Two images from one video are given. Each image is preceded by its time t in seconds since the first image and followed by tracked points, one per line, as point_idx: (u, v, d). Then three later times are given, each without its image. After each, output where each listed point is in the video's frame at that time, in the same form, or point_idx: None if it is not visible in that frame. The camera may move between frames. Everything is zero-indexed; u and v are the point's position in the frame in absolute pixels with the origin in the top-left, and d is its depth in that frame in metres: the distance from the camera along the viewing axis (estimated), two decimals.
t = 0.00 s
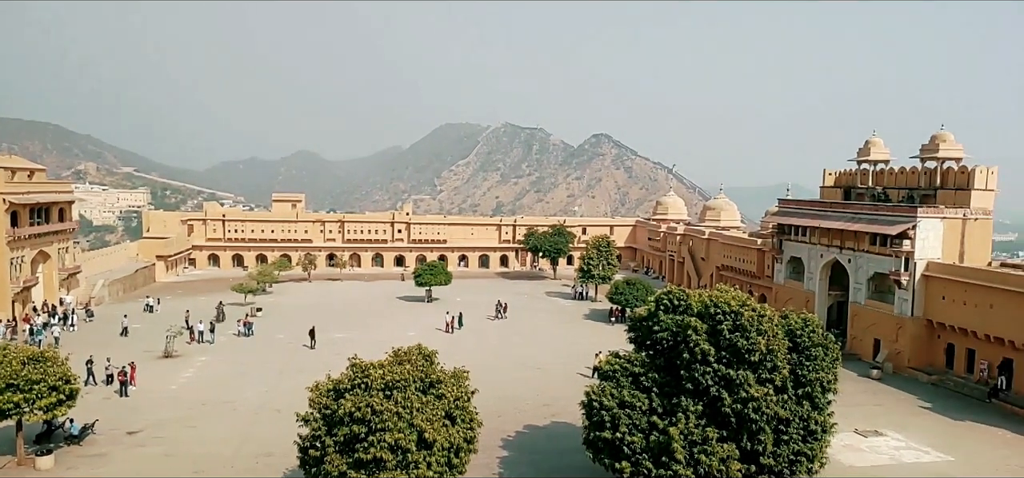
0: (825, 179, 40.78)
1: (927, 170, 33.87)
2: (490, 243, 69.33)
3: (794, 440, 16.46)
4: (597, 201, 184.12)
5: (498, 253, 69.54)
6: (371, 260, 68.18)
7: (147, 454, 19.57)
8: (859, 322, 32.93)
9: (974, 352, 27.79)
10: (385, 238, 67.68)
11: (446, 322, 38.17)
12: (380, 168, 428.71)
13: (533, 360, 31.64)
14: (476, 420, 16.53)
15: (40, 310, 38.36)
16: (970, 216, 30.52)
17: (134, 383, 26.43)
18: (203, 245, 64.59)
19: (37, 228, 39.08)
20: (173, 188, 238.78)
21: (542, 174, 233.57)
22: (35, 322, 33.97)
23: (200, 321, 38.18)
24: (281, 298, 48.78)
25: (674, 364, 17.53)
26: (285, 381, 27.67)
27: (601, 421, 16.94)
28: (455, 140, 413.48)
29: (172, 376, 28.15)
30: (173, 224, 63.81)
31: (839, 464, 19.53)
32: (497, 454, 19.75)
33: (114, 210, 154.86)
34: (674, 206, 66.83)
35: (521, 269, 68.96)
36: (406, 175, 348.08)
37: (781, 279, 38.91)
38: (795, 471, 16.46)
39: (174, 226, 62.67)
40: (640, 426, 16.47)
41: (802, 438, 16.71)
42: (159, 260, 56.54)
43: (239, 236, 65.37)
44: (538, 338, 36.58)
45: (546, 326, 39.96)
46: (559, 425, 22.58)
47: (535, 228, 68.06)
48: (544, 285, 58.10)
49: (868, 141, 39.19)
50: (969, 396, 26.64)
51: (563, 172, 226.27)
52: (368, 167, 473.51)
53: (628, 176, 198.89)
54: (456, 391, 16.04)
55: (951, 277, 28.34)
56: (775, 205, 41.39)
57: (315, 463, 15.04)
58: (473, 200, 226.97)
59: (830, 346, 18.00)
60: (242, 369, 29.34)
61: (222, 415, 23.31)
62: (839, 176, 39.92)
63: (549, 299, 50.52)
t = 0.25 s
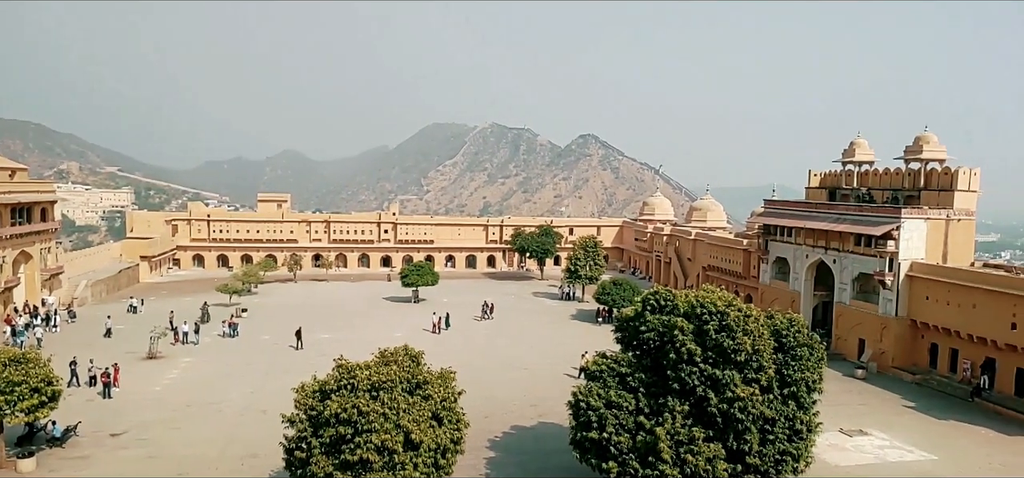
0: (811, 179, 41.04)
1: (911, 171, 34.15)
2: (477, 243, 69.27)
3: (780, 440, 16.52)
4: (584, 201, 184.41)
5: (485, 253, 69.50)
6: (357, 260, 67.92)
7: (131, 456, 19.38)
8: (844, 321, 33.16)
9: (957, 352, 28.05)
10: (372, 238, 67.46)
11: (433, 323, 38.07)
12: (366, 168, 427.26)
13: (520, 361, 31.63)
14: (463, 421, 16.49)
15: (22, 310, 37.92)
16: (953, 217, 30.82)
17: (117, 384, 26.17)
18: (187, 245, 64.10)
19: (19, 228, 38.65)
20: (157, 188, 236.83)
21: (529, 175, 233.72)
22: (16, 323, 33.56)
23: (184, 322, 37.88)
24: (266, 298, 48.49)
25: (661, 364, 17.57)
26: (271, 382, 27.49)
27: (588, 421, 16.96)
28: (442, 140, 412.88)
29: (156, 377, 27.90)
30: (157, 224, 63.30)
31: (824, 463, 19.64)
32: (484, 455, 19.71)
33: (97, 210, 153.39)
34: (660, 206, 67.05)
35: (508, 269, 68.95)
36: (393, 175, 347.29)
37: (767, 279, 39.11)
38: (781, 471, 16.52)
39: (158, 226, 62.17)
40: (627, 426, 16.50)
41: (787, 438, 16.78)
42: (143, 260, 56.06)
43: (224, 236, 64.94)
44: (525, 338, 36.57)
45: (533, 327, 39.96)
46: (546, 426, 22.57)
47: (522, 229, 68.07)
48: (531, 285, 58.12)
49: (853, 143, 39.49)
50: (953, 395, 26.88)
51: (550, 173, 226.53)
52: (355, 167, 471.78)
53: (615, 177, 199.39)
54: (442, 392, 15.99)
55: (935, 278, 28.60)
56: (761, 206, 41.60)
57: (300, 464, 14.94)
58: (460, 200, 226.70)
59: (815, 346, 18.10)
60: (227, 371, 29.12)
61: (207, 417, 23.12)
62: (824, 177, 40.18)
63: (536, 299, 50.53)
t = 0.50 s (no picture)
0: (798, 180, 41.24)
1: (897, 171, 34.37)
2: (466, 243, 69.18)
3: (768, 439, 16.58)
4: (573, 202, 184.56)
5: (474, 254, 69.44)
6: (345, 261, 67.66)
7: (115, 458, 19.20)
8: (831, 321, 33.34)
9: (943, 351, 28.27)
10: (359, 238, 67.23)
11: (421, 323, 37.98)
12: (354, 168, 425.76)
13: (508, 361, 31.60)
14: (451, 422, 16.42)
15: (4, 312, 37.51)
16: (939, 217, 31.09)
17: (102, 386, 25.95)
18: (173, 246, 63.64)
19: (2, 229, 38.25)
20: (142, 188, 234.96)
21: (518, 175, 233.77)
22: None
23: (170, 323, 37.61)
24: (253, 299, 48.21)
25: (649, 364, 17.59)
26: (258, 383, 27.33)
27: (576, 421, 16.97)
28: (430, 141, 412.17)
29: (141, 378, 27.65)
30: (142, 225, 62.81)
31: (812, 462, 19.74)
32: (473, 455, 19.66)
33: (82, 210, 151.96)
34: (648, 207, 67.24)
35: (497, 269, 68.92)
36: (381, 175, 346.42)
37: (755, 279, 39.28)
38: (769, 470, 16.58)
39: (144, 227, 61.72)
40: (616, 426, 16.51)
41: (775, 437, 16.84)
42: (129, 261, 55.63)
43: (210, 237, 64.51)
44: (513, 339, 36.54)
45: (521, 327, 39.95)
46: (534, 426, 22.56)
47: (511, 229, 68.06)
48: (520, 285, 58.11)
49: (839, 143, 39.74)
50: (939, 394, 27.09)
51: (539, 173, 226.67)
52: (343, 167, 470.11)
53: (603, 177, 199.71)
54: (430, 392, 15.92)
55: (921, 277, 28.80)
56: (748, 206, 41.78)
57: (288, 466, 14.84)
58: (449, 201, 226.28)
59: (802, 346, 18.19)
60: (214, 372, 28.93)
61: (193, 419, 22.95)
62: (811, 178, 40.39)
63: (524, 299, 50.54)
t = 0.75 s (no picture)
0: (786, 180, 41.46)
1: (884, 172, 34.62)
2: (455, 244, 69.10)
3: (756, 438, 16.63)
4: (562, 202, 184.60)
5: (463, 254, 69.36)
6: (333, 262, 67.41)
7: (102, 461, 19.05)
8: (819, 321, 33.53)
9: (930, 350, 28.48)
10: (348, 239, 67.00)
11: (411, 324, 37.87)
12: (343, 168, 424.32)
13: (498, 362, 31.58)
14: (441, 423, 16.37)
15: None
16: (926, 217, 31.25)
17: (89, 388, 25.71)
18: (160, 247, 63.21)
19: None
20: (129, 188, 233.19)
21: (507, 175, 233.67)
22: None
23: (157, 325, 37.35)
24: (241, 300, 47.95)
25: (638, 364, 17.62)
26: (246, 384, 27.18)
27: (566, 422, 16.97)
28: (419, 141, 411.34)
29: (128, 380, 27.44)
30: (129, 225, 62.37)
31: (800, 462, 19.84)
32: (462, 456, 19.62)
33: (67, 210, 150.58)
34: (637, 207, 67.39)
35: (486, 270, 68.89)
36: (370, 175, 345.54)
37: (743, 279, 39.45)
38: (758, 470, 16.63)
39: (130, 227, 61.28)
40: (605, 426, 16.52)
41: (764, 437, 16.89)
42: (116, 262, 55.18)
43: (198, 237, 64.10)
44: (503, 339, 36.51)
45: (510, 327, 39.94)
46: (524, 427, 22.55)
47: (500, 229, 68.03)
48: (509, 286, 58.09)
49: (827, 143, 39.96)
50: (926, 393, 27.28)
51: (528, 174, 226.64)
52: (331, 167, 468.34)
53: (592, 178, 199.99)
54: (420, 393, 15.86)
55: (908, 277, 29.02)
56: (737, 206, 41.96)
57: (276, 468, 14.75)
58: (438, 201, 225.95)
59: (791, 346, 18.28)
60: (202, 373, 28.74)
61: (180, 421, 22.79)
62: (799, 178, 40.61)
63: (514, 300, 50.54)
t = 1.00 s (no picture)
0: (774, 181, 41.66)
1: (872, 173, 34.86)
2: (445, 245, 69.02)
3: (745, 439, 16.70)
4: (552, 203, 184.62)
5: (453, 255, 69.28)
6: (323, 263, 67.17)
7: (89, 463, 18.90)
8: (808, 321, 33.70)
9: (917, 350, 28.70)
10: (337, 240, 66.77)
11: (400, 325, 37.77)
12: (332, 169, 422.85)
13: (488, 363, 31.56)
14: (430, 424, 16.33)
15: None
16: (913, 217, 31.45)
17: (75, 390, 25.50)
18: (148, 248, 62.81)
19: None
20: (116, 189, 231.49)
21: (497, 176, 233.57)
22: None
23: (145, 326, 37.10)
24: (230, 301, 47.70)
25: (628, 365, 17.65)
26: (235, 386, 27.03)
27: (556, 423, 16.98)
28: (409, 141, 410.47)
29: (115, 382, 27.24)
30: (117, 226, 61.94)
31: (789, 462, 19.94)
32: (452, 457, 19.59)
33: (53, 211, 149.27)
34: (626, 208, 67.52)
35: (476, 271, 68.84)
36: (359, 176, 344.57)
37: (732, 280, 39.59)
38: (747, 470, 16.70)
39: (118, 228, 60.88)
40: (595, 427, 16.54)
41: (752, 437, 16.97)
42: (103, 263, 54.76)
43: (186, 238, 63.72)
44: (493, 340, 36.48)
45: (500, 328, 39.91)
46: (514, 428, 22.54)
47: (490, 230, 67.99)
48: (499, 287, 58.06)
49: (815, 145, 40.18)
50: (913, 393, 27.48)
51: (518, 175, 226.60)
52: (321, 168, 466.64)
53: (582, 179, 200.20)
54: (409, 394, 15.83)
55: (895, 278, 29.22)
56: (726, 207, 42.11)
57: (265, 469, 14.69)
58: (428, 202, 225.52)
59: (779, 346, 18.36)
60: (190, 375, 28.56)
61: (168, 423, 22.63)
62: (787, 179, 40.82)
63: (503, 301, 50.51)
